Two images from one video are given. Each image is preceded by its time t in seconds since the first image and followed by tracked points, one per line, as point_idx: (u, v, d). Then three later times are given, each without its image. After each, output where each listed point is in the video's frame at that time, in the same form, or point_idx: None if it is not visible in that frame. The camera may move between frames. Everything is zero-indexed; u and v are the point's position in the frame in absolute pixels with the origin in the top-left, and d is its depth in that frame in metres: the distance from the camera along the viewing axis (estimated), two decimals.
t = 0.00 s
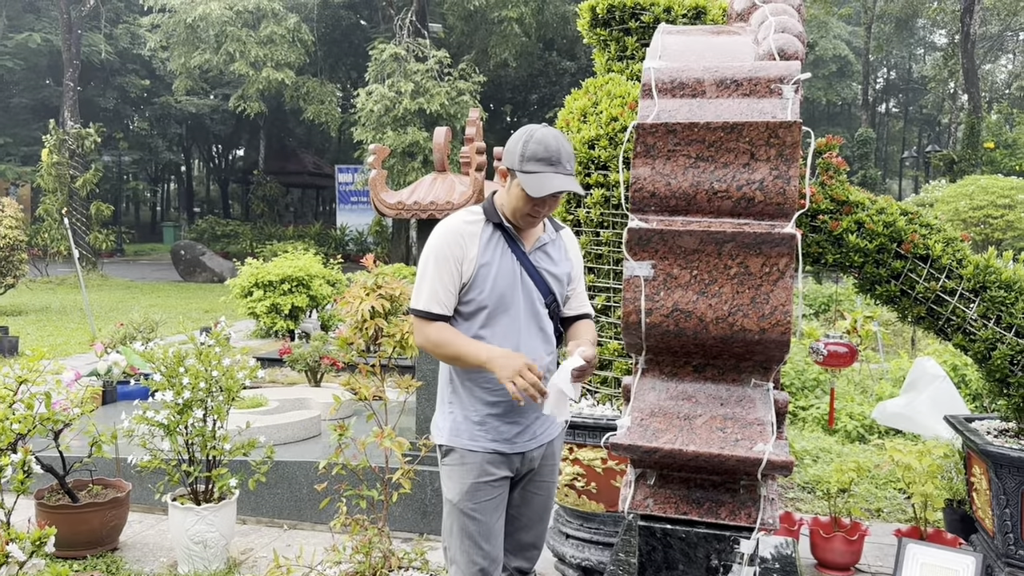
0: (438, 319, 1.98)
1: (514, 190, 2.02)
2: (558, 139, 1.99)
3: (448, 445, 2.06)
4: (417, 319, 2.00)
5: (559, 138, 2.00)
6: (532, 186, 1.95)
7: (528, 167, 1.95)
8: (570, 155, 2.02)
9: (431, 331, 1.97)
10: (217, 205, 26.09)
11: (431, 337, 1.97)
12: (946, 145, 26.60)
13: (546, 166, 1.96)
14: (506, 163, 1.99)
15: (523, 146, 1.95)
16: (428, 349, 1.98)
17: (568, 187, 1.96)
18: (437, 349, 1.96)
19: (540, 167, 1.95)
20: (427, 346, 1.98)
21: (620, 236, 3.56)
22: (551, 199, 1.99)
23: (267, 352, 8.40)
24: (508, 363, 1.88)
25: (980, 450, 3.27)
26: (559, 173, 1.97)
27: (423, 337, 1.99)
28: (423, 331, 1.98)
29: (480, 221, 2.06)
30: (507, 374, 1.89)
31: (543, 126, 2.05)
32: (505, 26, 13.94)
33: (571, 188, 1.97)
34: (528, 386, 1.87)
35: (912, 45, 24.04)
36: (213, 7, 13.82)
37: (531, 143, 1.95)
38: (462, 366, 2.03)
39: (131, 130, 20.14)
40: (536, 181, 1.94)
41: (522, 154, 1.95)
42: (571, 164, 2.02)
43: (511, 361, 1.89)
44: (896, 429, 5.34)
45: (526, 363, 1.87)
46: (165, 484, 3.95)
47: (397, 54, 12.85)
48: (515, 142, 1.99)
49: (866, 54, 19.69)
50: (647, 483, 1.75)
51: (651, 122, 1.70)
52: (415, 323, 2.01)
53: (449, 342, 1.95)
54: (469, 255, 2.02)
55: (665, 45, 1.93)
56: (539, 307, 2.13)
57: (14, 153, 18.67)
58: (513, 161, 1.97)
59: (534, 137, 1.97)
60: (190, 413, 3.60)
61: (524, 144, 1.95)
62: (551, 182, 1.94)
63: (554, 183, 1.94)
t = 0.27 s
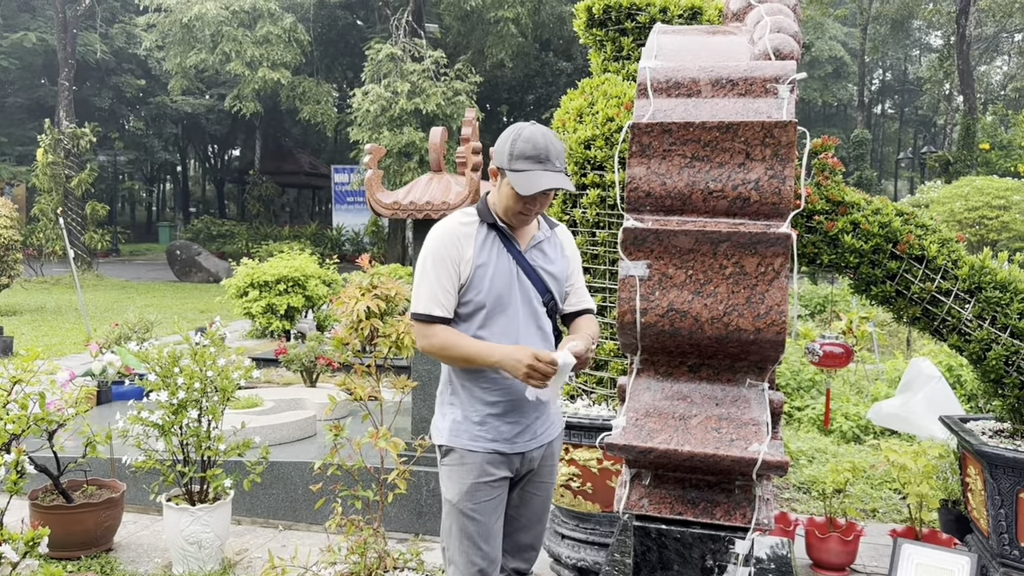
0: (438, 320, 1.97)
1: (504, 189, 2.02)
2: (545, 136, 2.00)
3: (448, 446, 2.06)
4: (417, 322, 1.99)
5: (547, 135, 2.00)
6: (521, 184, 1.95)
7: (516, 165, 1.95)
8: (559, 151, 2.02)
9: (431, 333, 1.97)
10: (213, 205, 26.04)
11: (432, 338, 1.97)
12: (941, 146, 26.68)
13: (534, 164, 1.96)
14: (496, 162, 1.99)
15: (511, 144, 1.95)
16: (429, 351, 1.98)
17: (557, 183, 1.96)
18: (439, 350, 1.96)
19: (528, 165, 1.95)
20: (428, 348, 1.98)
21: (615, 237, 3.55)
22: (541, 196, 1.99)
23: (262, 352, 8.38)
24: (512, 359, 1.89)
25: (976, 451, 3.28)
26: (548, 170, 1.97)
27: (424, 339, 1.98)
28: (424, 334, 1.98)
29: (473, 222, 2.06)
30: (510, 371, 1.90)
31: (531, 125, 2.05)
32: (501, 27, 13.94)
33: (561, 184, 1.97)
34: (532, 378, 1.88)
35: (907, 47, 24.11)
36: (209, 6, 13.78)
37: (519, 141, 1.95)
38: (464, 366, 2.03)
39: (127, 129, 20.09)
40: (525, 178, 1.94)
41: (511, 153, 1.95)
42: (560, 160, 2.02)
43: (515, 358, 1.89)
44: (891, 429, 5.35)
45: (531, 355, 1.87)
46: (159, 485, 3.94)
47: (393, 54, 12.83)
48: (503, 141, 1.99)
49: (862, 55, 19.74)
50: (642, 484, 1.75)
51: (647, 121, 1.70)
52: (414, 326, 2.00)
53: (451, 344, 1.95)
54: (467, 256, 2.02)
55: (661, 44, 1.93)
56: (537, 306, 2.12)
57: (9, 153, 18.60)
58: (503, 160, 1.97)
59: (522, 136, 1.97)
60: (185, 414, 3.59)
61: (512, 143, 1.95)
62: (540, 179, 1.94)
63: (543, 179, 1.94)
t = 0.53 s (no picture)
0: (435, 317, 1.97)
1: (502, 185, 2.01)
2: (542, 132, 1.98)
3: (447, 446, 2.05)
4: (413, 320, 1.99)
5: (543, 131, 1.99)
6: (518, 180, 1.94)
7: (513, 161, 1.94)
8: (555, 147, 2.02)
9: (429, 329, 1.96)
10: (208, 205, 25.98)
11: (429, 334, 1.96)
12: (936, 148, 26.77)
13: (532, 159, 1.94)
14: (493, 160, 1.98)
15: (507, 141, 1.94)
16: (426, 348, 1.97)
17: (553, 178, 1.95)
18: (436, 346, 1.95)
19: (526, 161, 1.94)
20: (425, 345, 1.97)
21: (611, 236, 3.54)
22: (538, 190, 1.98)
23: (257, 352, 8.36)
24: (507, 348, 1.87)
25: (970, 451, 3.28)
26: (545, 165, 1.96)
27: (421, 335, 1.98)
28: (421, 332, 1.97)
29: (470, 220, 2.05)
30: (505, 358, 1.88)
31: (526, 121, 2.04)
32: (497, 27, 13.94)
33: (558, 180, 1.96)
34: (526, 364, 1.85)
35: (902, 48, 24.18)
36: (204, 6, 13.74)
37: (516, 137, 1.94)
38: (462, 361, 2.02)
39: (121, 129, 20.04)
40: (523, 174, 1.94)
41: (508, 149, 1.94)
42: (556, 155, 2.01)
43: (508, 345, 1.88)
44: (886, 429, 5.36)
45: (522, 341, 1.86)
46: (153, 485, 3.92)
47: (389, 54, 12.81)
48: (500, 137, 1.98)
49: (857, 57, 19.80)
50: (637, 483, 1.74)
51: (642, 118, 1.69)
52: (412, 324, 2.00)
53: (448, 338, 1.94)
54: (464, 253, 2.02)
55: (656, 42, 1.92)
56: (536, 304, 2.12)
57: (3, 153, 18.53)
58: (499, 157, 1.97)
59: (519, 132, 1.96)
60: (178, 414, 3.58)
61: (508, 139, 1.94)
62: (537, 174, 1.94)
63: (540, 174, 1.94)
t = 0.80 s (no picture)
0: (428, 307, 1.95)
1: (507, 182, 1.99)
2: (550, 131, 1.97)
3: (437, 446, 2.04)
4: (406, 311, 1.97)
5: (551, 130, 1.98)
6: (525, 177, 1.93)
7: (521, 158, 1.93)
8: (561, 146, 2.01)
9: (420, 319, 1.95)
10: (202, 205, 25.91)
11: (420, 324, 1.94)
12: (930, 148, 26.85)
13: (539, 157, 1.93)
14: (499, 158, 1.97)
15: (515, 138, 1.93)
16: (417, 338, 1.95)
17: (559, 175, 1.94)
18: (426, 336, 1.93)
19: (534, 159, 1.93)
20: (415, 336, 1.95)
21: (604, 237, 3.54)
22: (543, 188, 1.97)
23: (251, 353, 8.34)
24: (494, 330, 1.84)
25: (961, 451, 3.29)
26: (551, 164, 1.95)
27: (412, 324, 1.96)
28: (412, 322, 1.96)
29: (470, 216, 2.05)
30: (494, 340, 1.83)
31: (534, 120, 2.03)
32: (492, 28, 13.94)
33: (564, 179, 1.95)
34: (516, 348, 1.81)
35: (896, 49, 24.26)
36: (198, 6, 13.69)
37: (525, 135, 1.93)
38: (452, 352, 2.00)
39: (115, 129, 19.97)
40: (530, 171, 1.93)
41: (516, 147, 1.92)
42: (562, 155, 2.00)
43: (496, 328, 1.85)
44: (879, 430, 5.38)
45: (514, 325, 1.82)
46: (145, 486, 3.91)
47: (384, 54, 12.78)
48: (507, 134, 1.97)
49: (851, 58, 19.86)
50: (625, 484, 1.73)
51: (631, 119, 1.69)
52: (404, 316, 1.98)
53: (439, 327, 1.91)
54: (461, 247, 2.02)
55: (646, 42, 1.92)
56: (531, 305, 2.12)
57: None
58: (506, 155, 1.95)
59: (527, 130, 1.94)
60: (171, 415, 3.57)
61: (517, 137, 1.93)
62: (544, 173, 1.92)
63: (546, 172, 1.92)
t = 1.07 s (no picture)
0: (443, 299, 1.91)
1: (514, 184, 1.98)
2: (560, 136, 1.96)
3: (428, 446, 2.03)
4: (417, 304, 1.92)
5: (560, 134, 1.97)
6: (532, 178, 1.92)
7: (530, 159, 1.91)
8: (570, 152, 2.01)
9: (436, 309, 1.89)
10: (196, 206, 25.85)
11: (438, 314, 1.88)
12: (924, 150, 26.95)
13: (548, 160, 1.92)
14: (507, 158, 1.95)
15: (525, 139, 1.91)
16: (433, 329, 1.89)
17: (568, 179, 1.93)
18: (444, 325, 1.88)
19: (542, 161, 1.92)
20: (430, 328, 1.90)
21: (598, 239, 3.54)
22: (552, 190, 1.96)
23: (245, 354, 8.32)
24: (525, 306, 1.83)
25: (954, 452, 3.30)
26: (561, 167, 1.93)
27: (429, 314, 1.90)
28: (427, 311, 1.89)
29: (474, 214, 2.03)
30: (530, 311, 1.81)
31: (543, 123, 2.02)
32: (487, 29, 13.95)
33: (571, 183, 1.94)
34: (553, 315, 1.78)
35: (890, 51, 24.35)
36: (192, 6, 13.66)
37: (535, 138, 1.92)
38: (466, 342, 1.97)
39: (109, 130, 19.91)
40: (538, 172, 1.91)
41: (525, 148, 1.91)
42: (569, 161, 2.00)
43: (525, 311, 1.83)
44: (872, 431, 5.39)
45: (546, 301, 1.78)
46: (137, 488, 3.89)
47: (378, 55, 12.78)
48: (518, 134, 1.96)
49: (845, 59, 19.93)
50: (617, 486, 1.74)
51: (622, 122, 1.69)
52: (413, 310, 1.93)
53: (462, 315, 1.86)
54: (468, 241, 2.00)
55: (638, 44, 1.92)
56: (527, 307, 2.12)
57: None
58: (515, 155, 1.93)
59: (537, 133, 1.93)
60: (163, 416, 3.56)
61: (527, 138, 1.91)
62: (552, 175, 1.91)
63: (554, 174, 1.91)
